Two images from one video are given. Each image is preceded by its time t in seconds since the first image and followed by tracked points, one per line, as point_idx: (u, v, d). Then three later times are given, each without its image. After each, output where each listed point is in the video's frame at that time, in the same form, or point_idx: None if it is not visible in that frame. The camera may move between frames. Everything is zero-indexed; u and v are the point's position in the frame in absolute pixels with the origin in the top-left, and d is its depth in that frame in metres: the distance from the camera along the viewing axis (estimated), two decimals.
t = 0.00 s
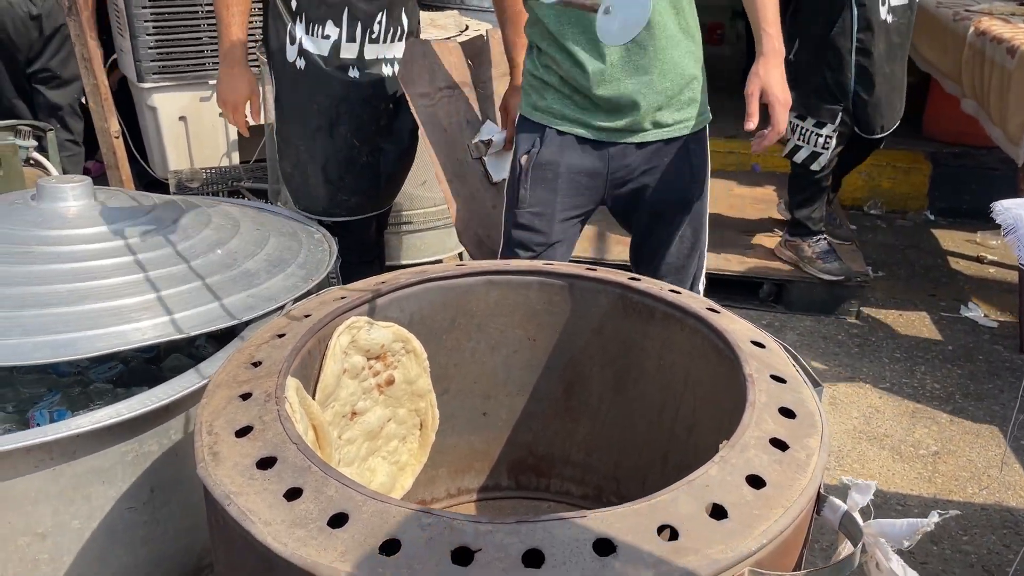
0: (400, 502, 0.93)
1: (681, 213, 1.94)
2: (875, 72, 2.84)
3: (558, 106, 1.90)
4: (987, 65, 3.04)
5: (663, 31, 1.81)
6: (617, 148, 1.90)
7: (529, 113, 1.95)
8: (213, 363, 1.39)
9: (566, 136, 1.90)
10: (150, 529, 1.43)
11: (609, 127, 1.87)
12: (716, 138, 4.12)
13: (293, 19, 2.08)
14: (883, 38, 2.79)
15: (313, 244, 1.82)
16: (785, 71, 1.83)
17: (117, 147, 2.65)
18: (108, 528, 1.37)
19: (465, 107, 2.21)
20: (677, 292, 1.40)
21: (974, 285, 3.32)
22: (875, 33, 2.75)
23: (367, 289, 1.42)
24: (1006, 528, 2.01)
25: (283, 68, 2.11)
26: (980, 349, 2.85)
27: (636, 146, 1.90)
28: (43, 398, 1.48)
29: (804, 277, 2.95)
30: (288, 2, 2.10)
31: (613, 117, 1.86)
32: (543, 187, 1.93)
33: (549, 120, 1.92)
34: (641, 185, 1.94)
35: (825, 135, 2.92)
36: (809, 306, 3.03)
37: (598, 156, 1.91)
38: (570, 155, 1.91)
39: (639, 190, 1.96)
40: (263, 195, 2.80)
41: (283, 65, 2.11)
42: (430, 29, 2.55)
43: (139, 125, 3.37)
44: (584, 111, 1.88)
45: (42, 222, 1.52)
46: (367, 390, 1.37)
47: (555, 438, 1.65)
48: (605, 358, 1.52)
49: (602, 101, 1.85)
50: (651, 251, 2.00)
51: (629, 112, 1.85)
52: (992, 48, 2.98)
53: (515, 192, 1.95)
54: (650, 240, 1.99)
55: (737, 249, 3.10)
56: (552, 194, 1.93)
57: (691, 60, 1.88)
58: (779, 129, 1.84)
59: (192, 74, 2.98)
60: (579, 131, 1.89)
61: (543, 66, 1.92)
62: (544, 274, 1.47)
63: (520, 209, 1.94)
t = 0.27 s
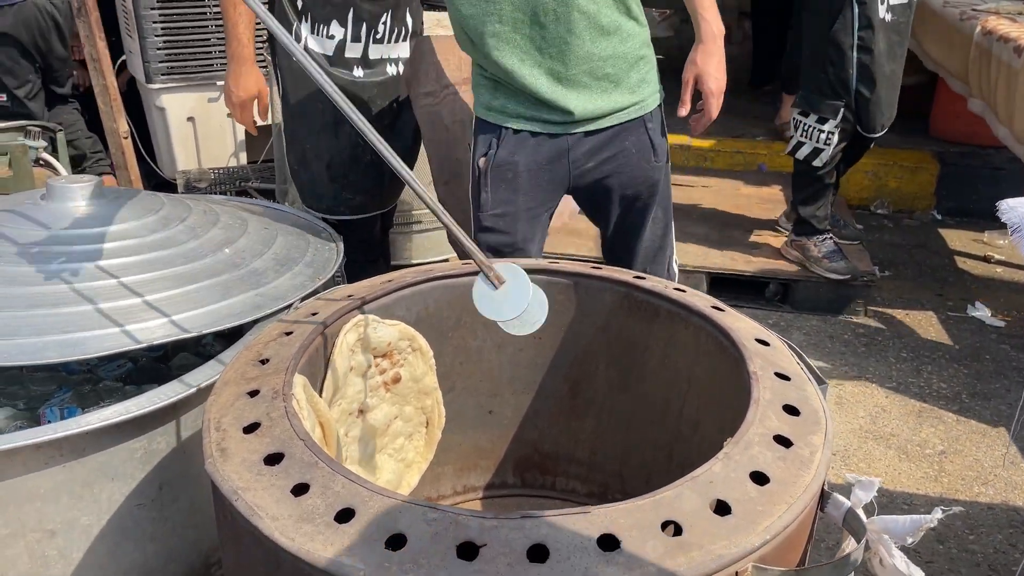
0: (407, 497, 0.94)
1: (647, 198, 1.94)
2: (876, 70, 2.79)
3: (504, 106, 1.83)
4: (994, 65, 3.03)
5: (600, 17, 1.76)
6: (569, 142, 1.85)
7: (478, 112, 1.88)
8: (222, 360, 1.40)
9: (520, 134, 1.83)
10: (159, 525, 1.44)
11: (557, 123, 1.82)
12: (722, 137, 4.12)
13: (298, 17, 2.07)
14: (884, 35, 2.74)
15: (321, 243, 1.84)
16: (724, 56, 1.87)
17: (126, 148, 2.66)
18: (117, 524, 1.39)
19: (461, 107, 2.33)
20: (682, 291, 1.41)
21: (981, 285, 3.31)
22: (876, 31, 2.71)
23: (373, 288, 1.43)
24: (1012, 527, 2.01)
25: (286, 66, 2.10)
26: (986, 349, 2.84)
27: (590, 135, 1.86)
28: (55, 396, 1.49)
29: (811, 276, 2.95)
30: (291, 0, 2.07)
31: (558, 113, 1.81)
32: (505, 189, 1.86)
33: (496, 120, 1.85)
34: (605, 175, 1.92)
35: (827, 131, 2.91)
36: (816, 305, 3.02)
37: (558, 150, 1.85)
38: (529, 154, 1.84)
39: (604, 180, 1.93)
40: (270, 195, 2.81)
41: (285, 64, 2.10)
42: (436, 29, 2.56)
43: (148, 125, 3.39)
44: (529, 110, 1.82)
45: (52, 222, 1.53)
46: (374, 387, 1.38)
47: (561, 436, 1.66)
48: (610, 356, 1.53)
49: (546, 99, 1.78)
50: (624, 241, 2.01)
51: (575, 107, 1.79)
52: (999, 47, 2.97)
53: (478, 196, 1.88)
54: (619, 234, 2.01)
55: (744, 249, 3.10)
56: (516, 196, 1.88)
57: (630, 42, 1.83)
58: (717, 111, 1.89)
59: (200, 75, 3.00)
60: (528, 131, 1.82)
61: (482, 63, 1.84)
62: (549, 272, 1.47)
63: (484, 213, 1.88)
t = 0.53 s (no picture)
0: (409, 495, 0.95)
1: (636, 189, 1.94)
2: (887, 63, 2.79)
3: (489, 109, 1.83)
4: (999, 64, 3.02)
5: (578, 12, 1.77)
6: (556, 138, 1.85)
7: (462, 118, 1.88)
8: (226, 360, 1.41)
9: (507, 137, 1.83)
10: (164, 524, 1.45)
11: (543, 121, 1.82)
12: (726, 137, 4.12)
13: (300, 17, 2.10)
14: (889, 29, 2.76)
15: (325, 243, 1.84)
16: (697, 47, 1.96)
17: (131, 149, 2.67)
18: (122, 523, 1.40)
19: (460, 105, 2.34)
20: (684, 290, 1.41)
21: (987, 284, 3.30)
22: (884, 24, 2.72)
23: (376, 288, 1.43)
24: (1017, 527, 2.01)
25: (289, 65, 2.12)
26: (991, 348, 2.84)
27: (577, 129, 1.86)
28: (61, 395, 1.50)
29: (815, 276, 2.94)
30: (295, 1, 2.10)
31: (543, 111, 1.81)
32: (496, 192, 1.88)
33: (482, 123, 1.85)
34: (594, 169, 1.92)
35: (836, 125, 2.90)
36: (820, 304, 3.02)
37: (547, 150, 1.86)
38: (517, 157, 1.85)
39: (593, 175, 1.93)
40: (275, 195, 2.82)
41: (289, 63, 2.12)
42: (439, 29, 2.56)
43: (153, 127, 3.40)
44: (514, 111, 1.82)
45: (58, 223, 1.55)
46: (378, 386, 1.38)
47: (564, 435, 1.66)
48: (613, 356, 1.53)
49: (530, 98, 1.79)
50: (616, 238, 2.00)
51: (560, 103, 1.80)
52: (1003, 46, 2.97)
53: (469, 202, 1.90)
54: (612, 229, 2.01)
55: (748, 248, 3.10)
56: (508, 198, 1.89)
57: (607, 34, 1.85)
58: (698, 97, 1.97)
59: (205, 77, 3.01)
60: (515, 132, 1.82)
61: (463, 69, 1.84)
62: (552, 272, 1.47)
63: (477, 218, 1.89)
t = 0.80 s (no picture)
0: (407, 494, 0.95)
1: (620, 188, 1.97)
2: (897, 60, 2.82)
3: (477, 113, 1.83)
4: (999, 64, 3.03)
5: (561, 14, 1.79)
6: (544, 139, 1.86)
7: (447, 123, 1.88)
8: (226, 361, 1.42)
9: (495, 140, 1.84)
10: (165, 524, 1.46)
11: (530, 123, 1.83)
12: (727, 138, 4.12)
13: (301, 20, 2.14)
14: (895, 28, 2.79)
15: (326, 245, 1.85)
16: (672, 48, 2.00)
17: (133, 150, 2.68)
18: (123, 524, 1.40)
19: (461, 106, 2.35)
20: (682, 290, 1.42)
21: (988, 284, 3.31)
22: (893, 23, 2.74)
23: (376, 288, 1.44)
24: (1017, 526, 2.01)
25: (290, 67, 2.17)
26: (992, 348, 2.84)
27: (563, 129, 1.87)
28: (68, 396, 1.52)
29: (816, 276, 2.94)
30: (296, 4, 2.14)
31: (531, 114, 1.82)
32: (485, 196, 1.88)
33: (468, 128, 1.85)
34: (580, 169, 1.93)
35: (847, 123, 2.90)
36: (822, 304, 3.02)
37: (534, 151, 1.87)
38: (506, 160, 1.86)
39: (580, 175, 1.95)
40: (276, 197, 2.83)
41: (290, 65, 2.16)
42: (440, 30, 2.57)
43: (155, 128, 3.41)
44: (502, 114, 1.82)
45: (61, 224, 1.56)
46: (377, 386, 1.39)
47: (563, 434, 1.67)
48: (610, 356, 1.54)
49: (518, 101, 1.80)
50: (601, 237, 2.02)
51: (547, 105, 1.82)
52: (1003, 47, 2.97)
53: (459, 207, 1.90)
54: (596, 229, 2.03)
55: (749, 249, 3.10)
56: (497, 202, 1.90)
57: (587, 34, 1.88)
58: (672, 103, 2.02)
59: (207, 78, 3.02)
60: (504, 135, 1.83)
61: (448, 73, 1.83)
62: (550, 273, 1.48)
63: (467, 223, 1.90)
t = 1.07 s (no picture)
0: (405, 494, 0.96)
1: (607, 185, 1.99)
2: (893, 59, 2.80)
3: (469, 115, 1.83)
4: (996, 65, 3.03)
5: (552, 18, 1.80)
6: (535, 140, 1.87)
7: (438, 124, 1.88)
8: (226, 362, 1.42)
9: (487, 142, 1.84)
10: (164, 524, 1.46)
11: (522, 125, 1.84)
12: (726, 138, 4.13)
13: (299, 21, 2.19)
14: (895, 27, 2.78)
15: (325, 246, 1.86)
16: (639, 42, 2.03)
17: (133, 152, 2.69)
18: (123, 524, 1.41)
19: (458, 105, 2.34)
20: (679, 291, 1.42)
21: (985, 285, 3.31)
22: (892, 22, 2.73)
23: (374, 289, 1.45)
24: (1013, 526, 2.02)
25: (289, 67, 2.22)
26: (989, 348, 2.84)
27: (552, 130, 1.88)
28: (75, 396, 1.55)
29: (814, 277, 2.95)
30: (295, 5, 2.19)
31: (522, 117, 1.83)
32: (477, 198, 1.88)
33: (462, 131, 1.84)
34: (569, 168, 1.94)
35: (841, 124, 2.90)
36: (820, 304, 3.02)
37: (525, 153, 1.88)
38: (496, 160, 1.86)
39: (569, 175, 1.96)
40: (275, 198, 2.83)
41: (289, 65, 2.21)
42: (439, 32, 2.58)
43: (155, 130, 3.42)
44: (494, 116, 1.83)
45: (61, 226, 1.57)
46: (375, 387, 1.40)
47: (561, 434, 1.67)
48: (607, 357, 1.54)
49: (511, 103, 1.80)
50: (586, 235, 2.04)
51: (540, 107, 1.83)
52: (1000, 48, 2.98)
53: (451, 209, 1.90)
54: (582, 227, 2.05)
55: (747, 249, 3.10)
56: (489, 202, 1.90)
57: (575, 37, 1.90)
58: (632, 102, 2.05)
59: (206, 80, 3.03)
60: (496, 137, 1.83)
61: (440, 75, 1.82)
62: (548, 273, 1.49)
63: (459, 224, 1.90)
